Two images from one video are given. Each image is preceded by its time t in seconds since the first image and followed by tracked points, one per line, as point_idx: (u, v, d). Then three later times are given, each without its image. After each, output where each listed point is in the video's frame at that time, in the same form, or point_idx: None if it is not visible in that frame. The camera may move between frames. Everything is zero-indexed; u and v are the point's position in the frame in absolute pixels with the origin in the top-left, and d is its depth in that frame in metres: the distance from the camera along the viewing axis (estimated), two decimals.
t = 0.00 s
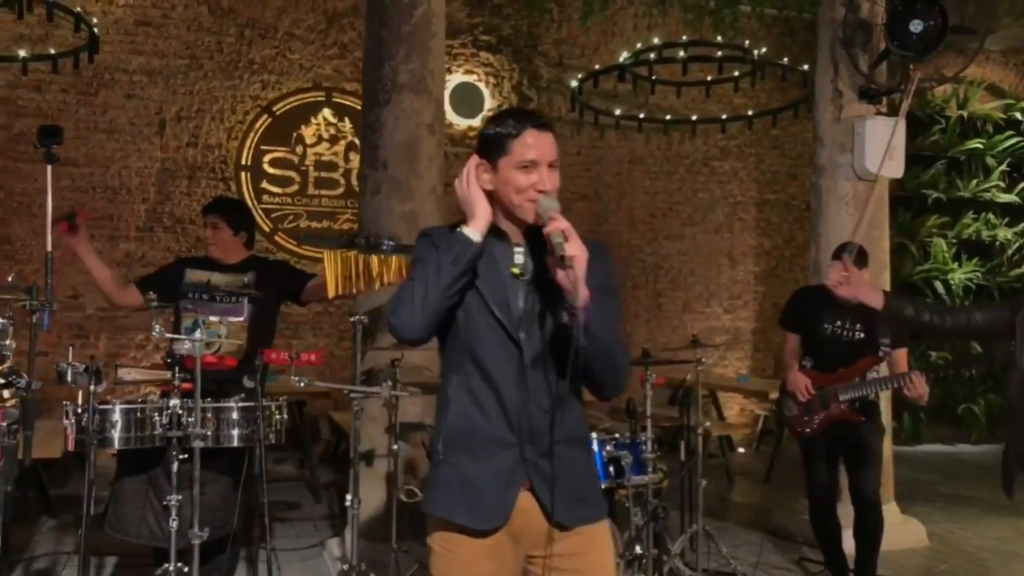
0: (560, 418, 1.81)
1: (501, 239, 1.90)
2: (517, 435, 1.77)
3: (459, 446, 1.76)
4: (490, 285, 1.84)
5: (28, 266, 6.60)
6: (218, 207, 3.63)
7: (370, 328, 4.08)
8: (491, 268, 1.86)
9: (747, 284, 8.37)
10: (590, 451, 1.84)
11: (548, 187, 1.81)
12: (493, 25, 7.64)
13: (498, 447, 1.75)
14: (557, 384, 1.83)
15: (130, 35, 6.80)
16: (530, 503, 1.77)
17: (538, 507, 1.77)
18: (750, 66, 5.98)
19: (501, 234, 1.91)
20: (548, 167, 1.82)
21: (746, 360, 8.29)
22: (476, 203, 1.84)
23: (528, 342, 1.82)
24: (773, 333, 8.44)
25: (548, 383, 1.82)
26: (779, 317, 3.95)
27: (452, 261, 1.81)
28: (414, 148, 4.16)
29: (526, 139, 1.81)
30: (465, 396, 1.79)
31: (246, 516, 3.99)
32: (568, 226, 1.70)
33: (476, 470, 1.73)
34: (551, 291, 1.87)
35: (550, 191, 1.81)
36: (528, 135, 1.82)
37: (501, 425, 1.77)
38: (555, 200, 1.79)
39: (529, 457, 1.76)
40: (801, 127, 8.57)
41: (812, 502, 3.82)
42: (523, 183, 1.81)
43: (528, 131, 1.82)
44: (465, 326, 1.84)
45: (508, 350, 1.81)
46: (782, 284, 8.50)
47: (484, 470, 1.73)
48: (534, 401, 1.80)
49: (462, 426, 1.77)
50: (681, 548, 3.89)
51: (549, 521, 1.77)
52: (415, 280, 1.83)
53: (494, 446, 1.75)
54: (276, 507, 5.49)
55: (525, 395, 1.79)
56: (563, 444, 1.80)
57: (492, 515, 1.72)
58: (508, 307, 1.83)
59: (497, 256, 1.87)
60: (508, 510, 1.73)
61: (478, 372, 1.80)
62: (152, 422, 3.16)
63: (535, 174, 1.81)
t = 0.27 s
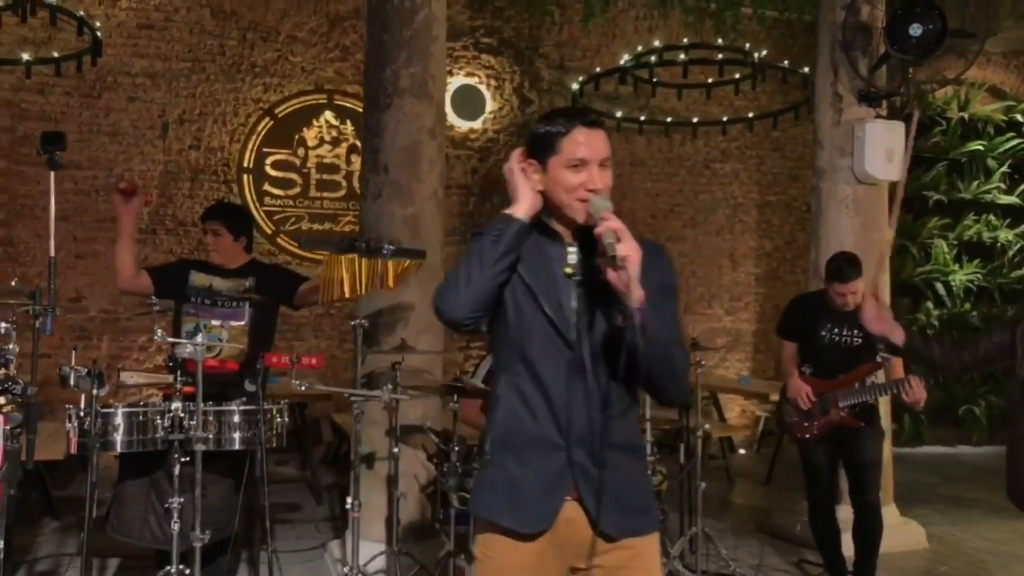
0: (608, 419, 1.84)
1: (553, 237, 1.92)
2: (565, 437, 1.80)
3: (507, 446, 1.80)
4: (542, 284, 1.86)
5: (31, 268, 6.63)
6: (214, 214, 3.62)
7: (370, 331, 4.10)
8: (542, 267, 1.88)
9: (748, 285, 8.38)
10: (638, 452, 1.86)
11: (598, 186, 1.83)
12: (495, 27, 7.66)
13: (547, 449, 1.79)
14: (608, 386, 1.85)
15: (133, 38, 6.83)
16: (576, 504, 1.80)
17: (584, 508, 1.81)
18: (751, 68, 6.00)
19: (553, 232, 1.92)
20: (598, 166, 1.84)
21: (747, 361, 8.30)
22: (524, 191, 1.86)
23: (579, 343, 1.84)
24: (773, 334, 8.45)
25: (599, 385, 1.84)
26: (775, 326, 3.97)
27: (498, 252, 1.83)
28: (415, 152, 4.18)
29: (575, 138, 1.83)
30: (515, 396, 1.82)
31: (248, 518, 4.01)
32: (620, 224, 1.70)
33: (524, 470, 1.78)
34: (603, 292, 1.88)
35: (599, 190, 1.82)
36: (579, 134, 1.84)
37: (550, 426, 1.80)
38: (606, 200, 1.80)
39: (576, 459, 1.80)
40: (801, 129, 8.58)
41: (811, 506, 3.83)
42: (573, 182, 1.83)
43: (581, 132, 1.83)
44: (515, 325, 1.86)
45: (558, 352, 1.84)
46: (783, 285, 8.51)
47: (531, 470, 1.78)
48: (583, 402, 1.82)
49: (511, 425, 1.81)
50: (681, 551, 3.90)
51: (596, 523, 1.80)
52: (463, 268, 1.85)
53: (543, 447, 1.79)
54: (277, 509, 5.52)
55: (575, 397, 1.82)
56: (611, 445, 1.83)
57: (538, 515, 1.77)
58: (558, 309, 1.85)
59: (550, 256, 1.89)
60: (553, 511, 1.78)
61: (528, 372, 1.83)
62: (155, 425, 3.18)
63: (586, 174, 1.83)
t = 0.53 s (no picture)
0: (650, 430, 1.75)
1: (590, 246, 1.83)
2: (605, 449, 1.71)
3: (544, 459, 1.71)
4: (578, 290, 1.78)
5: (30, 270, 6.63)
6: (215, 213, 3.62)
7: (369, 333, 4.11)
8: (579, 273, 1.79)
9: (747, 287, 8.39)
10: (679, 464, 1.78)
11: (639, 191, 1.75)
12: (494, 30, 7.67)
13: (585, 461, 1.69)
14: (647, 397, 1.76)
15: (133, 40, 6.84)
16: (616, 520, 1.70)
17: (625, 523, 1.70)
18: (750, 70, 6.01)
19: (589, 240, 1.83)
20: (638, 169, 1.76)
21: (746, 363, 8.31)
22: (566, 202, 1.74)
23: (618, 351, 1.76)
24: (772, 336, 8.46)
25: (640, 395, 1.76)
26: (772, 329, 3.96)
27: (542, 262, 1.72)
28: (414, 155, 4.19)
29: (615, 142, 1.75)
30: (551, 407, 1.73)
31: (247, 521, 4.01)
32: (662, 228, 1.64)
33: (561, 483, 1.68)
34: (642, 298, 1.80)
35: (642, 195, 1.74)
36: (618, 137, 1.76)
37: (589, 439, 1.71)
38: (645, 204, 1.73)
39: (617, 472, 1.70)
40: (800, 131, 8.60)
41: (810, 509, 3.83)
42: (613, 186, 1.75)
43: (619, 133, 1.76)
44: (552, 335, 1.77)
45: (596, 360, 1.75)
46: (782, 287, 8.52)
47: (569, 483, 1.68)
48: (624, 413, 1.73)
49: (547, 437, 1.71)
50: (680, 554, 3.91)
51: (635, 539, 1.70)
52: (505, 281, 1.74)
53: (581, 460, 1.69)
54: (277, 511, 5.52)
55: (615, 407, 1.73)
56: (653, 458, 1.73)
57: (577, 531, 1.66)
58: (597, 315, 1.76)
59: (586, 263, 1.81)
60: (593, 526, 1.67)
61: (564, 381, 1.74)
62: (154, 428, 3.19)
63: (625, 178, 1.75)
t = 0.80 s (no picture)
0: (665, 431, 1.75)
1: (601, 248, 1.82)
2: (621, 451, 1.71)
3: (562, 462, 1.71)
4: (592, 292, 1.77)
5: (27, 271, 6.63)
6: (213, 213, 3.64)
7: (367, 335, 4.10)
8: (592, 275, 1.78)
9: (743, 288, 8.41)
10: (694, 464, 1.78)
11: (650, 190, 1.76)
12: (491, 31, 7.69)
13: (603, 463, 1.70)
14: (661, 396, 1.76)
15: (130, 41, 6.84)
16: (634, 520, 1.71)
17: (642, 524, 1.71)
18: (747, 73, 6.03)
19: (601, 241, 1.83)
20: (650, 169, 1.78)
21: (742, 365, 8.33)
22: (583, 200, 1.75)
23: (632, 353, 1.75)
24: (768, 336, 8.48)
25: (655, 396, 1.76)
26: (768, 331, 3.96)
27: (562, 267, 1.71)
28: (411, 157, 4.20)
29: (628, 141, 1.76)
30: (567, 410, 1.73)
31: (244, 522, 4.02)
32: (676, 227, 1.65)
33: (580, 486, 1.68)
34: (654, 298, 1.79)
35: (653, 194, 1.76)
36: (629, 137, 1.77)
37: (606, 440, 1.71)
38: (656, 203, 1.75)
39: (635, 473, 1.70)
40: (797, 133, 8.62)
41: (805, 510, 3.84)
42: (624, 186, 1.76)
43: (630, 134, 1.76)
44: (566, 337, 1.76)
45: (611, 362, 1.74)
46: (778, 288, 8.54)
47: (588, 486, 1.68)
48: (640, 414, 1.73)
49: (564, 440, 1.71)
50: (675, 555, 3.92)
51: (653, 539, 1.71)
52: (527, 284, 1.73)
53: (599, 461, 1.70)
54: (274, 512, 5.53)
55: (631, 409, 1.73)
56: (669, 458, 1.74)
57: (597, 534, 1.67)
58: (611, 317, 1.76)
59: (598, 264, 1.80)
60: (612, 529, 1.68)
61: (579, 383, 1.74)
62: (151, 430, 3.19)
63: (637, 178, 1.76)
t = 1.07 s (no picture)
0: (668, 433, 1.77)
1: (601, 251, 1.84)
2: (627, 452, 1.73)
3: (569, 466, 1.71)
4: (596, 295, 1.79)
5: (16, 273, 6.61)
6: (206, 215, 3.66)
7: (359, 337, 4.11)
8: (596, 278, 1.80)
9: (732, 291, 8.45)
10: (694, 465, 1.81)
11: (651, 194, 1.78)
12: (481, 34, 7.71)
13: (610, 466, 1.71)
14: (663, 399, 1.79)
15: (120, 43, 6.83)
16: (640, 522, 1.73)
17: (646, 525, 1.73)
18: (737, 77, 6.07)
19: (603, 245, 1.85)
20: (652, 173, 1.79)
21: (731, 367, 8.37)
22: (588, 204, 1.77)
23: (637, 356, 1.77)
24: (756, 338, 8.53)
25: (658, 399, 1.78)
26: (757, 331, 3.99)
27: (572, 270, 1.72)
28: (403, 160, 4.21)
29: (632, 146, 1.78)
30: (573, 412, 1.73)
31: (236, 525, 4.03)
32: (679, 231, 1.67)
33: (588, 489, 1.69)
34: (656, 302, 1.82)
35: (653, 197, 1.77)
36: (633, 141, 1.79)
37: (612, 443, 1.72)
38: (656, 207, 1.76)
39: (641, 475, 1.72)
40: (785, 136, 8.67)
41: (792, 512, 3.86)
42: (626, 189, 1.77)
43: (634, 138, 1.79)
44: (571, 340, 1.77)
45: (616, 365, 1.76)
46: (767, 291, 8.59)
47: (596, 489, 1.69)
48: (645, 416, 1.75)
49: (570, 443, 1.72)
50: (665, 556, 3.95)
51: (658, 541, 1.73)
52: (530, 283, 1.74)
53: (606, 464, 1.71)
54: (264, 515, 5.53)
55: (636, 411, 1.75)
56: (672, 460, 1.76)
57: (605, 536, 1.67)
58: (615, 320, 1.78)
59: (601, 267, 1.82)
60: (620, 532, 1.69)
61: (585, 386, 1.75)
62: (143, 434, 3.20)
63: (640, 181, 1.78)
